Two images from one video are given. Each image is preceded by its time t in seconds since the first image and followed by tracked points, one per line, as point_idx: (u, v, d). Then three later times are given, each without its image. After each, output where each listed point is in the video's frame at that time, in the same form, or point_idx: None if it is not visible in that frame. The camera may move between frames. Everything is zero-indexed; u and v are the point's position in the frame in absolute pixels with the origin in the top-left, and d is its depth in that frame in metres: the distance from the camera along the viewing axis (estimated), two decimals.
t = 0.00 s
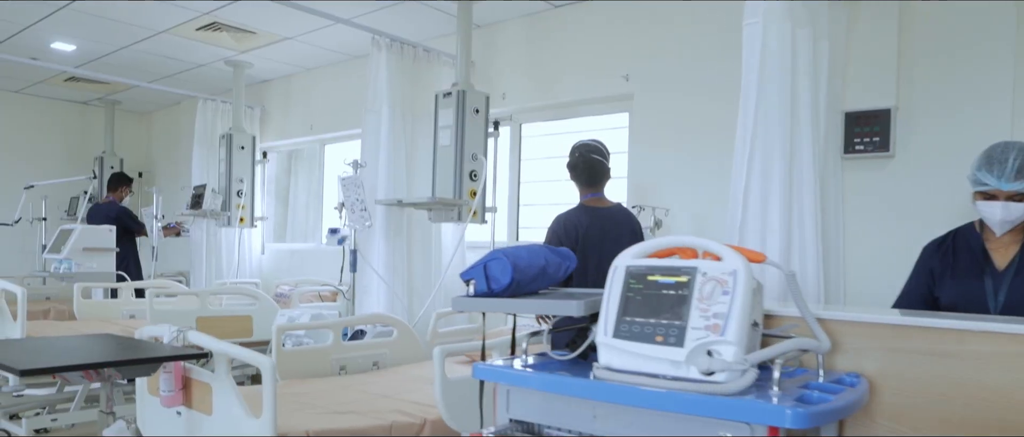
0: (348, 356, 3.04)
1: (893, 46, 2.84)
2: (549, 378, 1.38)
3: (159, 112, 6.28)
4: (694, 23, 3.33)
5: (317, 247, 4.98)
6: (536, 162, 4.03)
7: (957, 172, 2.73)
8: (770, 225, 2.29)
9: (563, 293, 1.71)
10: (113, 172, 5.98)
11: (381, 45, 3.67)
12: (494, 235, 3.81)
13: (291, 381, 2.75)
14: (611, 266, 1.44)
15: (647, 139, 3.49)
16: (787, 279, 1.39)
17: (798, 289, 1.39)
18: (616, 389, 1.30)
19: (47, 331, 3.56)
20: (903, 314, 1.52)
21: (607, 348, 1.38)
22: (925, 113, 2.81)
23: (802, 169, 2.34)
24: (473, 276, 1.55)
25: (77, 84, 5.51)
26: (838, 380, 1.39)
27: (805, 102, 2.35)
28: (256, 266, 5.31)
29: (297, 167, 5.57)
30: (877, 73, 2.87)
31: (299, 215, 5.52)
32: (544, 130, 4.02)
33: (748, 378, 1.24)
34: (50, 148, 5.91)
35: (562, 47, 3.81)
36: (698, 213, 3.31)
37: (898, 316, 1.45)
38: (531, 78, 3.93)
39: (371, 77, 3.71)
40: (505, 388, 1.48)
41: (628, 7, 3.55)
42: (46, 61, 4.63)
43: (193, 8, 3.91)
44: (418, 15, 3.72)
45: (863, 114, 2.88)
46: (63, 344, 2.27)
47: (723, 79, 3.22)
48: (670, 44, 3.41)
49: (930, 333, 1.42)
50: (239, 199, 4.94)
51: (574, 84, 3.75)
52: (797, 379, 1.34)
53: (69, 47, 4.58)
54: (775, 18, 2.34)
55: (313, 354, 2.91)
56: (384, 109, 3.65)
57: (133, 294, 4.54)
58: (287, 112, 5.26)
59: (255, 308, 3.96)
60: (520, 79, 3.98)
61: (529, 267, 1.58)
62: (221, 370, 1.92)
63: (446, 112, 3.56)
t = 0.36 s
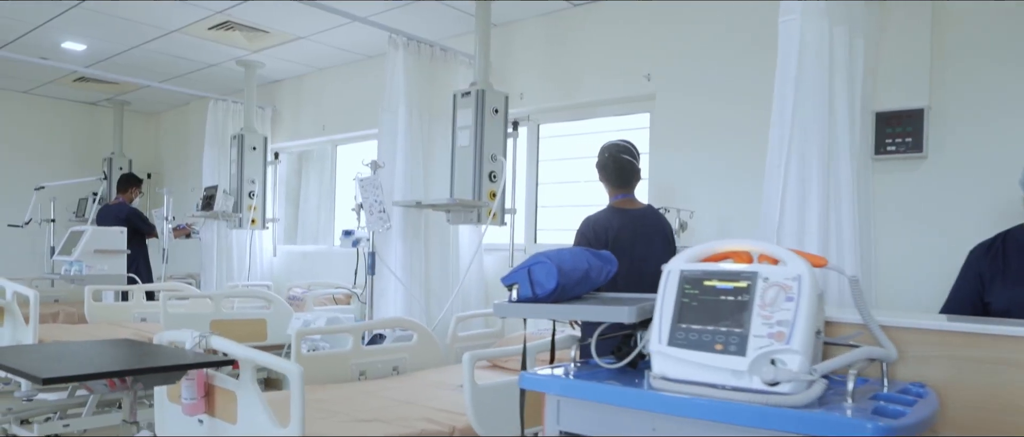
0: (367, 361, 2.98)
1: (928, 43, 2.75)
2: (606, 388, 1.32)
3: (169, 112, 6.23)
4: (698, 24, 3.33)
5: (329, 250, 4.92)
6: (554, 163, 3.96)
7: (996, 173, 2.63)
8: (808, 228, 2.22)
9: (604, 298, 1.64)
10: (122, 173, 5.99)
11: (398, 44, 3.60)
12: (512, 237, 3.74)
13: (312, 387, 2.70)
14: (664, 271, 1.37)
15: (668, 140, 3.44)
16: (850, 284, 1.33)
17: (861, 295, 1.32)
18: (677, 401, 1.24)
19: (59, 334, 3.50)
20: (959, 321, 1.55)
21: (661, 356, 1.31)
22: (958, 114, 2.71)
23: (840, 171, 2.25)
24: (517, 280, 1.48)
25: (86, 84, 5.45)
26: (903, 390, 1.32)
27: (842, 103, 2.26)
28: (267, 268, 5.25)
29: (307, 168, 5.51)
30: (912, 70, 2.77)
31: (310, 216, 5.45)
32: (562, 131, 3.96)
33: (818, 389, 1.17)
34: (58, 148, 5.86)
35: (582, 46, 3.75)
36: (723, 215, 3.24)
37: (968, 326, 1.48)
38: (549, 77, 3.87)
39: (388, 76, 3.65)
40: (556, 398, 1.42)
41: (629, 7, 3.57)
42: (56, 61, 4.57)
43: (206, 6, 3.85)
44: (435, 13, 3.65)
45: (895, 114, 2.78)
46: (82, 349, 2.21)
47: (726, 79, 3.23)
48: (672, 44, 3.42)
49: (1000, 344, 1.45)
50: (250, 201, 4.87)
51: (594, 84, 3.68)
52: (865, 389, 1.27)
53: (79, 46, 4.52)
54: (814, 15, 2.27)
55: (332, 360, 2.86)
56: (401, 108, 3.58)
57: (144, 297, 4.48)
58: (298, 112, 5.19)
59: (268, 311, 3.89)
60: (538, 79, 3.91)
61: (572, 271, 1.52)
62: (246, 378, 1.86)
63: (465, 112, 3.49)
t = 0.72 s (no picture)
0: (383, 366, 2.90)
1: (959, 38, 2.66)
2: (662, 398, 1.25)
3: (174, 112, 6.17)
4: (698, 24, 3.27)
5: (338, 251, 4.85)
6: (569, 163, 3.92)
7: None
8: (843, 230, 2.16)
9: (644, 301, 1.58)
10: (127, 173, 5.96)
11: (412, 42, 3.54)
12: (527, 239, 3.69)
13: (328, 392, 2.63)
14: (716, 275, 1.31)
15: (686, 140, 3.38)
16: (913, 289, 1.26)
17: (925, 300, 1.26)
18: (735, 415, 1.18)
19: (66, 338, 3.43)
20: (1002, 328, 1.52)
21: (714, 365, 1.24)
22: (991, 114, 2.63)
23: (876, 172, 2.20)
24: (558, 284, 1.42)
25: (91, 84, 5.40)
26: (970, 401, 1.26)
27: (878, 101, 2.21)
28: (274, 270, 5.19)
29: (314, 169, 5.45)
30: (942, 67, 2.68)
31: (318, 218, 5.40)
32: (579, 131, 3.90)
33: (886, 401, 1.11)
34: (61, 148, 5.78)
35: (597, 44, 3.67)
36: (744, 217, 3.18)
37: None
38: (564, 77, 3.80)
39: (401, 75, 3.59)
40: (604, 409, 1.35)
41: (625, 7, 3.47)
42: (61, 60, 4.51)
43: (216, 4, 3.78)
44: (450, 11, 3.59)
45: (924, 113, 2.70)
46: (94, 355, 2.14)
47: (725, 79, 3.20)
48: (671, 44, 3.37)
49: None
50: (258, 202, 4.80)
51: (610, 83, 3.62)
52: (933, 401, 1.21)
53: (85, 45, 4.44)
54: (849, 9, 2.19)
55: (348, 364, 2.78)
56: (415, 108, 3.52)
57: (150, 299, 4.42)
58: (306, 111, 5.12)
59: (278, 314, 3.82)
60: (552, 78, 3.85)
61: (614, 275, 1.46)
62: (267, 385, 1.79)
63: (481, 111, 3.44)
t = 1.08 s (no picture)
0: (399, 369, 2.83)
1: (993, 36, 2.59)
2: (730, 409, 1.18)
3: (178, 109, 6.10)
4: (698, 24, 3.34)
5: (345, 251, 4.77)
6: (584, 163, 3.85)
7: None
8: (882, 231, 2.09)
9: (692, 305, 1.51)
10: (129, 171, 6.00)
11: (426, 37, 3.45)
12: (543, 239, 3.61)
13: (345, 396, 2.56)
14: (778, 279, 1.24)
15: (704, 139, 3.33)
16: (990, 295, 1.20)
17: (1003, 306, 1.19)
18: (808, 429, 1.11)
19: (71, 339, 3.35)
20: None
21: (779, 374, 1.18)
22: None
23: (915, 171, 2.13)
24: (607, 288, 1.34)
25: (94, 80, 5.32)
26: None
27: (917, 98, 2.14)
28: (280, 269, 5.11)
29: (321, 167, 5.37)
30: (976, 65, 2.62)
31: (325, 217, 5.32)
32: (595, 129, 3.83)
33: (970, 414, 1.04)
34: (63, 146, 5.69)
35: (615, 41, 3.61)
36: (768, 218, 3.12)
37: None
38: (580, 74, 3.73)
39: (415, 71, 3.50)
40: (663, 420, 1.28)
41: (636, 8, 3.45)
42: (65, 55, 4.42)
43: None
44: (465, 7, 3.51)
45: (956, 113, 2.64)
46: (107, 359, 2.06)
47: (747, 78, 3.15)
48: (671, 44, 3.41)
49: None
50: (265, 200, 4.72)
51: (628, 81, 3.55)
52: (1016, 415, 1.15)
53: (90, 40, 4.36)
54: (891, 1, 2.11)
55: (364, 368, 2.70)
56: (429, 105, 3.43)
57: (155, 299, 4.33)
58: (313, 109, 5.04)
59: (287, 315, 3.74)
60: (567, 76, 3.78)
61: (664, 278, 1.39)
62: (290, 391, 1.71)
63: (496, 109, 3.36)
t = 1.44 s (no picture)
0: (418, 371, 2.75)
1: None
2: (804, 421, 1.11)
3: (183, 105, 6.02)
4: (698, 25, 3.35)
5: (355, 250, 4.68)
6: (602, 161, 3.78)
7: None
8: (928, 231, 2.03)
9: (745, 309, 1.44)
10: (135, 168, 5.82)
11: (444, 32, 3.37)
12: (561, 239, 3.54)
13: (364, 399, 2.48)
14: (850, 282, 1.17)
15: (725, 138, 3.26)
16: None
17: None
18: None
19: (78, 338, 3.27)
20: None
21: (853, 383, 1.11)
22: None
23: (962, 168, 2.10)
24: (664, 290, 1.29)
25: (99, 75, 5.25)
26: None
27: (962, 96, 2.11)
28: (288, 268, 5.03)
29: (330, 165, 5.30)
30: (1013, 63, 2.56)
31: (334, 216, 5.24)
32: (614, 127, 3.75)
33: None
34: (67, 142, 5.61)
35: (635, 37, 3.54)
36: (794, 218, 3.05)
37: None
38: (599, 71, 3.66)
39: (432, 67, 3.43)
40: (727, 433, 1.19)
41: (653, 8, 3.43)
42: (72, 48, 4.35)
43: None
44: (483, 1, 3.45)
45: (993, 111, 2.58)
46: (122, 362, 1.98)
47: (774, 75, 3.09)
48: (676, 44, 3.41)
49: None
50: (274, 197, 4.64)
51: (649, 78, 3.48)
52: None
53: (96, 34, 4.28)
54: None
55: (383, 370, 2.63)
56: (446, 101, 3.36)
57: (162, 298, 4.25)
58: (322, 105, 4.96)
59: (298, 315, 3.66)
60: (586, 73, 3.72)
61: (721, 281, 1.34)
62: (318, 395, 1.63)
63: (516, 105, 3.29)
